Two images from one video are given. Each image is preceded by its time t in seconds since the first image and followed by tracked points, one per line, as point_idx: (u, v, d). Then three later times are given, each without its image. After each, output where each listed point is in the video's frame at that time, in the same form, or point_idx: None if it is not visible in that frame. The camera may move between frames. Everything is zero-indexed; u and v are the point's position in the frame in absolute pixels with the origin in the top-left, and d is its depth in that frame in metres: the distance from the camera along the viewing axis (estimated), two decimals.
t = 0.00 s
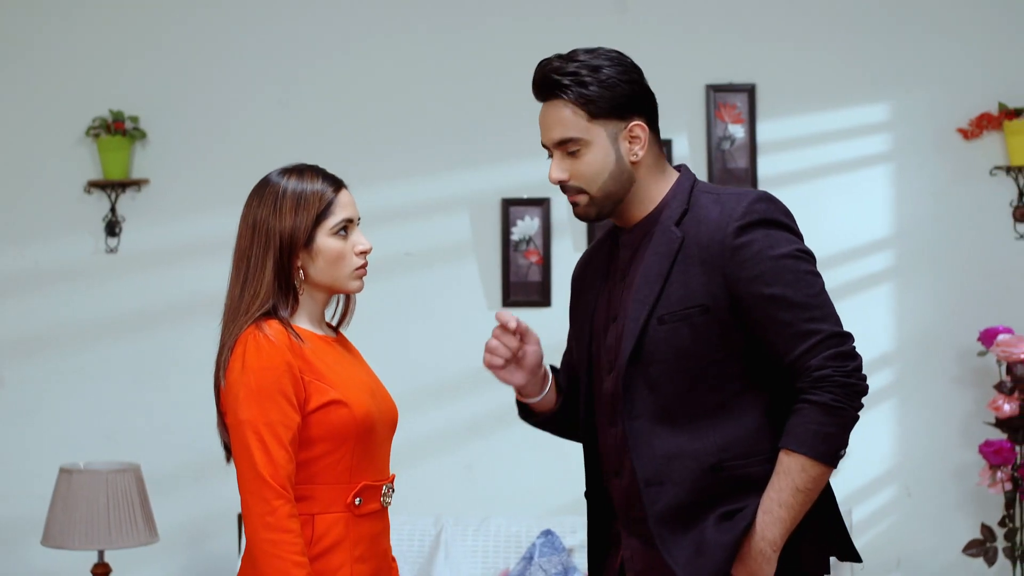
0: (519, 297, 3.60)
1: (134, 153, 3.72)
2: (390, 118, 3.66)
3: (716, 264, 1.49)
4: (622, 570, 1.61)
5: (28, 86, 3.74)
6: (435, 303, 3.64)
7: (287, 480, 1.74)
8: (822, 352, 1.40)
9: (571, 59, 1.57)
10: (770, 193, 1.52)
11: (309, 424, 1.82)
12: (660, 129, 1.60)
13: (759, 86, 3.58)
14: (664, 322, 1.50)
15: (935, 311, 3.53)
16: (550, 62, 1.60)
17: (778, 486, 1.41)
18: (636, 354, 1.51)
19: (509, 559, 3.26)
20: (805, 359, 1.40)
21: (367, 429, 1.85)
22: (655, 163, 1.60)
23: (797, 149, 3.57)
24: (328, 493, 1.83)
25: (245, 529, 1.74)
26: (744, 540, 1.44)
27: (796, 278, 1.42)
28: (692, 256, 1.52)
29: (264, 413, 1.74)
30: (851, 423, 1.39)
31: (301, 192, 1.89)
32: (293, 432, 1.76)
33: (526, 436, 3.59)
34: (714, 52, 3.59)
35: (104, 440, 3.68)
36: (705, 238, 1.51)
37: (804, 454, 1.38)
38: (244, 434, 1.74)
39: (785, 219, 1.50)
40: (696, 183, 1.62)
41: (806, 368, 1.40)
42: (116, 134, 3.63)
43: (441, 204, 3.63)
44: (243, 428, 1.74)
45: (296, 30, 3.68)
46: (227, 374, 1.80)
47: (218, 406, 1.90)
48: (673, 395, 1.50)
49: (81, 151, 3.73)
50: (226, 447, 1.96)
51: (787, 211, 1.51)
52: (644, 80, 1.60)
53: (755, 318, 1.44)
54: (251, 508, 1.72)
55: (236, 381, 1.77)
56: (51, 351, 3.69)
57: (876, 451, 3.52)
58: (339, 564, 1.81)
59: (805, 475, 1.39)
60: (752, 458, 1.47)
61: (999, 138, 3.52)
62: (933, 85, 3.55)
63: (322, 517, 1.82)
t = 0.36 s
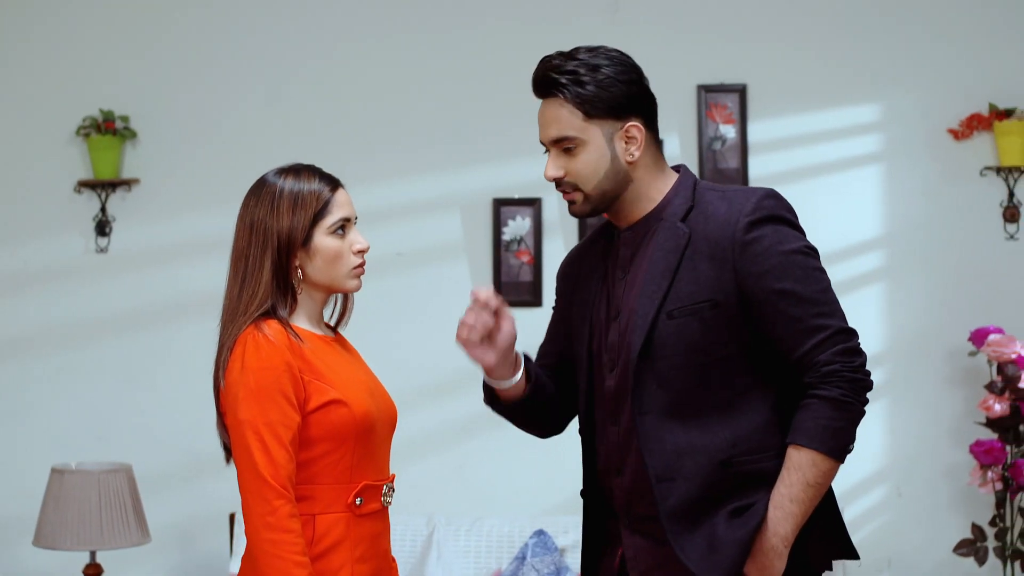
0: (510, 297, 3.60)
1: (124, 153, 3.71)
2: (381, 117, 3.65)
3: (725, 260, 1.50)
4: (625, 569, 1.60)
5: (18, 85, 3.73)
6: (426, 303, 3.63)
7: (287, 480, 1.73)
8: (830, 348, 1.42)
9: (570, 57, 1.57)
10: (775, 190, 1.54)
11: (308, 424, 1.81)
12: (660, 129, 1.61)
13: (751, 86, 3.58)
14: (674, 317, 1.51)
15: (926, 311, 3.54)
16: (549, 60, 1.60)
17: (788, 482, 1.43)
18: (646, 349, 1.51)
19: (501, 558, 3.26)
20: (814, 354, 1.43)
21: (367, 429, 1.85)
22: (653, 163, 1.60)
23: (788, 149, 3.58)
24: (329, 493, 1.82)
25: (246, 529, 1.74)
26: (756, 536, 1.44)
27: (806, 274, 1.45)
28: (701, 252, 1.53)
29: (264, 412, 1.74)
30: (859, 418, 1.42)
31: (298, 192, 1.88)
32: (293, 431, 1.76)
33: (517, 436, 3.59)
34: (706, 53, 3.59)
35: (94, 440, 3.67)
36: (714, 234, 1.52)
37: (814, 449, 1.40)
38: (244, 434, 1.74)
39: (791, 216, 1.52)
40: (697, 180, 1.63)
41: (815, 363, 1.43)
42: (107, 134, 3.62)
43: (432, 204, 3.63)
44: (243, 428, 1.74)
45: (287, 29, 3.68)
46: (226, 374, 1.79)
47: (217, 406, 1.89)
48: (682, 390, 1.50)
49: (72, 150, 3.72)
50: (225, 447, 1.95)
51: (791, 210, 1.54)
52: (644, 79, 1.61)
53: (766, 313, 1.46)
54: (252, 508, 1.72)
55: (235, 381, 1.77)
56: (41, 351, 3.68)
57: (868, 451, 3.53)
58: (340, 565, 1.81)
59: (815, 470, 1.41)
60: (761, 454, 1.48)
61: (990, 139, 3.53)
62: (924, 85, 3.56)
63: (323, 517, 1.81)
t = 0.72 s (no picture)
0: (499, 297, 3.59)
1: (113, 152, 3.70)
2: (371, 116, 3.65)
3: (729, 264, 1.51)
4: None
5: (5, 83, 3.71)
6: (415, 303, 3.63)
7: (284, 479, 1.73)
8: (838, 346, 1.45)
9: (550, 63, 1.57)
10: (769, 191, 1.56)
11: (306, 423, 1.81)
12: (644, 135, 1.60)
13: (740, 86, 3.59)
14: (681, 325, 1.51)
15: (915, 311, 3.55)
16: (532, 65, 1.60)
17: (803, 480, 1.44)
18: (654, 359, 1.51)
19: (492, 558, 3.26)
20: (822, 353, 1.45)
21: (364, 428, 1.85)
22: (634, 170, 1.59)
23: (777, 149, 3.59)
24: (326, 493, 1.82)
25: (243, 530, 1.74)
26: (777, 537, 1.45)
27: (809, 274, 1.46)
28: (703, 258, 1.53)
29: (261, 413, 1.73)
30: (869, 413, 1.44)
31: (294, 191, 1.88)
32: (290, 430, 1.75)
33: (506, 436, 3.60)
34: (695, 52, 3.60)
35: (82, 440, 3.66)
36: (715, 238, 1.53)
37: (827, 447, 1.42)
38: (241, 434, 1.74)
39: (785, 216, 1.54)
40: (685, 184, 1.64)
41: (824, 361, 1.45)
42: (95, 133, 3.61)
43: (421, 203, 3.62)
44: (240, 428, 1.74)
45: (276, 28, 3.67)
46: (223, 374, 1.79)
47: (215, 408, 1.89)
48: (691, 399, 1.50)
49: (60, 149, 3.70)
50: (222, 448, 1.94)
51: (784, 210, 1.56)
52: (628, 86, 1.59)
53: (773, 316, 1.47)
54: (249, 508, 1.72)
55: (232, 381, 1.76)
56: (29, 351, 3.66)
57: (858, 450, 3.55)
58: (338, 564, 1.81)
59: (829, 467, 1.43)
60: (774, 453, 1.50)
61: (978, 139, 3.55)
62: (912, 85, 3.57)
63: (320, 517, 1.81)
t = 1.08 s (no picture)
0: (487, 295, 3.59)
1: (99, 150, 3.68)
2: (359, 115, 3.64)
3: (739, 255, 1.51)
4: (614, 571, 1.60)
5: None
6: (404, 302, 3.63)
7: (280, 478, 1.73)
8: (837, 350, 1.45)
9: (583, 44, 1.58)
10: (789, 192, 1.57)
11: (301, 423, 1.80)
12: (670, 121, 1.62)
13: (728, 86, 3.60)
14: (686, 307, 1.51)
15: (901, 310, 3.57)
16: (563, 47, 1.61)
17: (788, 481, 1.44)
18: (655, 338, 1.52)
19: (481, 557, 3.26)
20: (820, 355, 1.45)
21: (359, 427, 1.85)
22: (663, 153, 1.60)
23: (765, 149, 3.60)
24: (321, 493, 1.82)
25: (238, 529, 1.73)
26: (753, 535, 1.45)
27: (818, 275, 1.47)
28: (716, 245, 1.54)
29: (256, 411, 1.73)
30: (860, 422, 1.45)
31: (290, 189, 1.87)
32: (285, 429, 1.75)
33: (494, 435, 3.60)
34: (682, 53, 3.61)
35: (68, 440, 3.64)
36: (729, 228, 1.53)
37: (815, 450, 1.43)
38: (237, 432, 1.73)
39: (802, 219, 1.55)
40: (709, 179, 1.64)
41: (822, 364, 1.45)
42: (82, 131, 3.59)
43: (410, 202, 3.62)
44: (235, 427, 1.73)
45: (263, 26, 3.66)
46: (218, 372, 1.79)
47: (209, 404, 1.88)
48: (692, 380, 1.50)
49: (46, 148, 3.69)
50: (216, 446, 1.94)
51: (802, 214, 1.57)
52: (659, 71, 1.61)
53: (778, 310, 1.47)
54: (245, 507, 1.71)
55: (227, 380, 1.76)
56: (15, 351, 3.65)
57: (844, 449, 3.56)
58: (332, 564, 1.80)
59: (815, 471, 1.43)
60: (760, 451, 1.50)
61: (965, 139, 3.57)
62: (899, 85, 3.59)
63: (314, 517, 1.80)
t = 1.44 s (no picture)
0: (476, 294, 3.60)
1: (87, 148, 3.67)
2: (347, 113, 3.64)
3: (724, 255, 1.51)
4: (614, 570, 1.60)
5: None
6: (393, 301, 3.63)
7: (276, 477, 1.72)
8: (827, 346, 1.45)
9: (556, 55, 1.58)
10: (772, 188, 1.56)
11: (296, 421, 1.80)
12: (648, 125, 1.61)
13: (716, 85, 3.61)
14: (673, 312, 1.52)
15: (889, 309, 3.58)
16: (538, 56, 1.61)
17: (782, 480, 1.44)
18: (644, 343, 1.52)
19: (471, 556, 3.26)
20: (810, 351, 1.45)
21: (354, 426, 1.84)
22: (641, 159, 1.60)
23: (753, 148, 3.60)
24: (317, 492, 1.81)
25: (235, 528, 1.73)
26: (751, 535, 1.46)
27: (803, 271, 1.47)
28: (700, 248, 1.54)
29: (252, 409, 1.73)
30: (853, 416, 1.44)
31: (284, 188, 1.87)
32: (281, 428, 1.75)
33: (483, 433, 3.60)
34: (671, 51, 3.61)
35: (55, 439, 3.63)
36: (712, 230, 1.53)
37: (809, 447, 1.42)
38: (233, 431, 1.72)
39: (786, 215, 1.54)
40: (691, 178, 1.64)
41: (812, 360, 1.45)
42: (69, 129, 3.58)
43: (399, 201, 3.62)
44: (231, 426, 1.73)
45: (252, 24, 3.65)
46: (213, 372, 1.78)
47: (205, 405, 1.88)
48: (681, 385, 1.51)
49: (33, 145, 3.67)
50: (212, 445, 1.93)
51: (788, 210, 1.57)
52: (634, 76, 1.60)
53: (764, 310, 1.47)
54: (241, 506, 1.71)
55: (222, 379, 1.76)
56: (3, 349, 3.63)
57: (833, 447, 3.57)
58: (329, 563, 1.80)
59: (810, 468, 1.43)
60: (755, 451, 1.50)
61: (952, 138, 3.58)
62: (887, 84, 3.60)
63: (311, 515, 1.80)
